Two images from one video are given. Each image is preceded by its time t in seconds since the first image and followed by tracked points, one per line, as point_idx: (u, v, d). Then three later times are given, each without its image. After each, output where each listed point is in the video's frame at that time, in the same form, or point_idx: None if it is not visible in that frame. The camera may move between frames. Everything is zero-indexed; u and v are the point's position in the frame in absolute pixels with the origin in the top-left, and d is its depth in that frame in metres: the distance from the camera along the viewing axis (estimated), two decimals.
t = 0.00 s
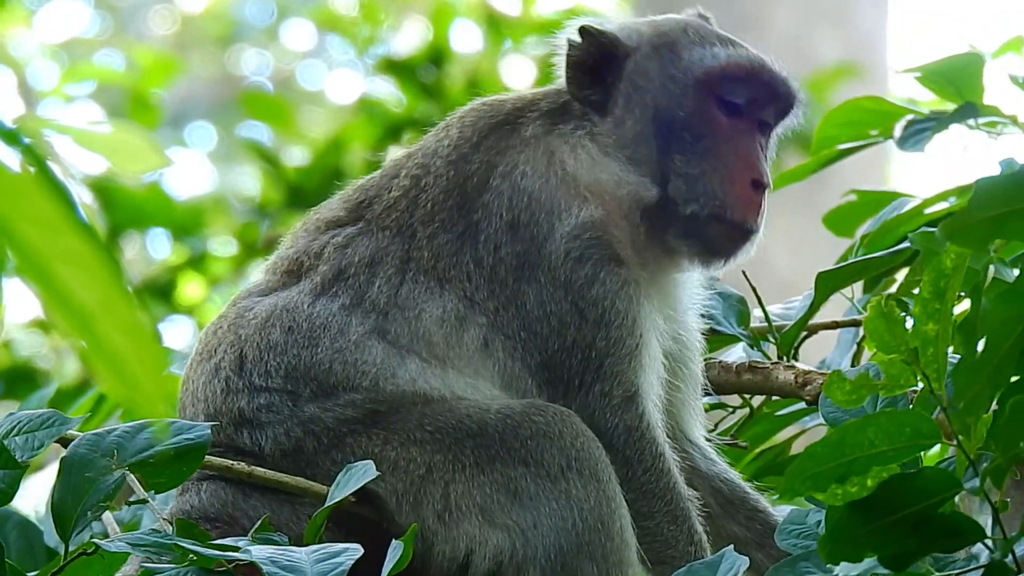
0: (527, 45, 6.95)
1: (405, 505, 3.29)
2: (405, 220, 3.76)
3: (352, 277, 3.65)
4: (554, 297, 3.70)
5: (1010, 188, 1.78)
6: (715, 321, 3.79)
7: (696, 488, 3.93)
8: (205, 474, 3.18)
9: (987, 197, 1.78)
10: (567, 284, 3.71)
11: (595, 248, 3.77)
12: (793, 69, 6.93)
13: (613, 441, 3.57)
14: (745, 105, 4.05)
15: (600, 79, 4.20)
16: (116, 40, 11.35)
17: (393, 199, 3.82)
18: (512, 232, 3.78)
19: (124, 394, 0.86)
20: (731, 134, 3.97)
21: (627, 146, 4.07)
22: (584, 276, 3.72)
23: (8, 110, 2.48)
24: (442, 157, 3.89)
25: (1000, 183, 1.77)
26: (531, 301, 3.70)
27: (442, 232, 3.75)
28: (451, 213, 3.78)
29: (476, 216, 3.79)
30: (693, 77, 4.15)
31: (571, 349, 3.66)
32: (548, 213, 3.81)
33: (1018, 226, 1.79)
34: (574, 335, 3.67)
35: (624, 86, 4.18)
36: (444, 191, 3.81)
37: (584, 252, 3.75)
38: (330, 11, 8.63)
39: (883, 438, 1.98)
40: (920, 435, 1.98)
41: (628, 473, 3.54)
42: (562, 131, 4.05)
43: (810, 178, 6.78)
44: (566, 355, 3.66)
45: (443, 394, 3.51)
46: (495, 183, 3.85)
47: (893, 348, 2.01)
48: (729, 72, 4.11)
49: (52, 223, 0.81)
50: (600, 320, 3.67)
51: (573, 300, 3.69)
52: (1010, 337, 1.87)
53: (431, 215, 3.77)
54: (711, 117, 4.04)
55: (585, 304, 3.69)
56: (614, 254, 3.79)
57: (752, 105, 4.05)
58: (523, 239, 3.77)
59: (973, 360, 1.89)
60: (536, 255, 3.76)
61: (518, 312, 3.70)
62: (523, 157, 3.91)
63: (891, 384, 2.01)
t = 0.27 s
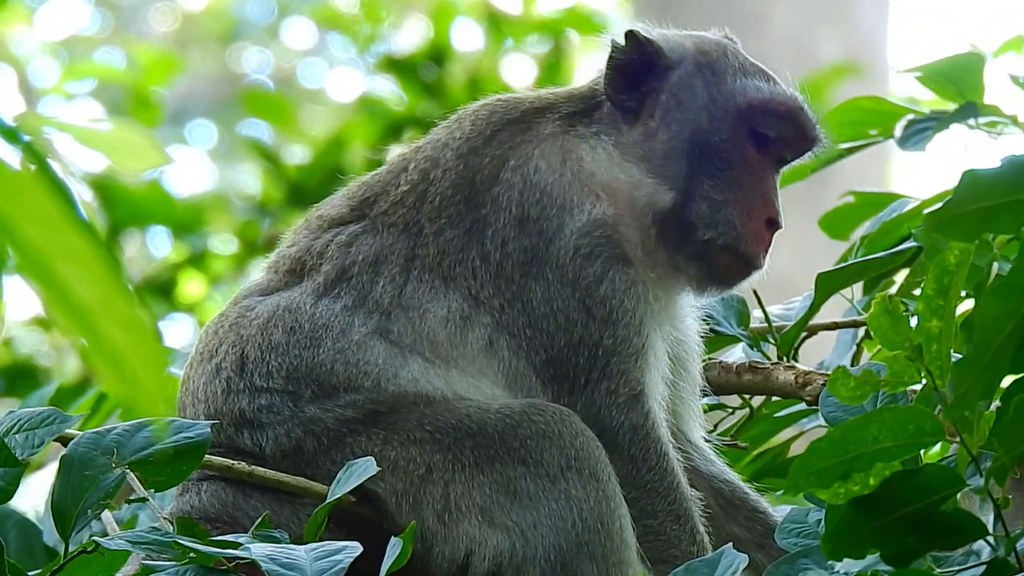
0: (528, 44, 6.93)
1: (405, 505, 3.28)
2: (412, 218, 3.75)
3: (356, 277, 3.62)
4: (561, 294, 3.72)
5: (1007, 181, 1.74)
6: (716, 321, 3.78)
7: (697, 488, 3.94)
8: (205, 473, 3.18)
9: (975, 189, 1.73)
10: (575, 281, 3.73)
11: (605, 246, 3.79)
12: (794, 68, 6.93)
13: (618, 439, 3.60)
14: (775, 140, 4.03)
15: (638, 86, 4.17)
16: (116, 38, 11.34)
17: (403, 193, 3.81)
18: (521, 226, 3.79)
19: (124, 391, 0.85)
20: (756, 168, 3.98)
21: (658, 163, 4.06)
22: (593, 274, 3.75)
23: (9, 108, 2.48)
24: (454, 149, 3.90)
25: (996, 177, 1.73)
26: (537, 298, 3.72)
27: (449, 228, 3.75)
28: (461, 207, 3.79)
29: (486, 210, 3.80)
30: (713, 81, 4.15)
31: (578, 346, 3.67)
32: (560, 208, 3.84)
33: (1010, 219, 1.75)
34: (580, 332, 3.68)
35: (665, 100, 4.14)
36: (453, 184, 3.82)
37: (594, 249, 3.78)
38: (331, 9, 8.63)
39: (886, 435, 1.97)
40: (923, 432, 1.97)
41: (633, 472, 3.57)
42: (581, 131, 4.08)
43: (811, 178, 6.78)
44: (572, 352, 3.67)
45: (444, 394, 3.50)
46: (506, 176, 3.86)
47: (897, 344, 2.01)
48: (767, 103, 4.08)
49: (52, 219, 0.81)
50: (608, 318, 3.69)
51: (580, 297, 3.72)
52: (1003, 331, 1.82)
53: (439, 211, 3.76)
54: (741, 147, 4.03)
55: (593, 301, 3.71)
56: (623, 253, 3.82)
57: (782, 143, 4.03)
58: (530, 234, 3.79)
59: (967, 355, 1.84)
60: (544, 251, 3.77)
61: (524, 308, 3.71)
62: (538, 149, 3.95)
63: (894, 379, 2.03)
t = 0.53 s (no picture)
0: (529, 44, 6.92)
1: (405, 505, 3.28)
2: (415, 216, 3.76)
3: (357, 277, 3.63)
4: (564, 292, 3.71)
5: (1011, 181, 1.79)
6: (716, 321, 3.80)
7: (697, 488, 3.94)
8: (205, 474, 3.18)
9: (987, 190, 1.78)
10: (579, 280, 3.72)
11: (610, 245, 3.78)
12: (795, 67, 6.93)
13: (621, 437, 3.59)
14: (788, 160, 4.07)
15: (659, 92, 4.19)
16: (117, 37, 11.34)
17: (405, 193, 3.82)
18: (524, 224, 3.79)
19: (126, 390, 0.86)
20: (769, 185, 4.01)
21: (676, 170, 4.08)
22: (597, 273, 3.73)
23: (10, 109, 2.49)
24: (455, 149, 3.91)
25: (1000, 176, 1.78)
26: (541, 297, 3.72)
27: (453, 226, 3.76)
28: (463, 207, 3.80)
29: (488, 209, 3.81)
30: (731, 87, 4.16)
31: (581, 344, 3.67)
32: (566, 207, 3.84)
33: (1017, 220, 1.80)
34: (583, 331, 3.68)
35: (688, 108, 4.15)
36: (457, 183, 3.83)
37: (599, 248, 3.77)
38: (331, 9, 8.63)
39: (887, 434, 1.97)
40: (925, 430, 1.96)
41: (636, 469, 3.56)
42: (587, 133, 4.09)
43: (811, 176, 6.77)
44: (575, 350, 3.67)
45: (445, 394, 3.49)
46: (511, 174, 3.87)
47: (899, 343, 2.02)
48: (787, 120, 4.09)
49: (53, 218, 0.82)
50: (612, 316, 3.68)
51: (584, 296, 3.70)
52: (1005, 336, 1.82)
53: (442, 210, 3.77)
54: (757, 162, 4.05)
55: (597, 300, 3.70)
56: (627, 253, 3.81)
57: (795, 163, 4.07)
58: (535, 231, 3.79)
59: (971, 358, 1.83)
60: (548, 249, 3.78)
61: (526, 307, 3.72)
62: (544, 148, 3.95)
63: (895, 379, 2.03)
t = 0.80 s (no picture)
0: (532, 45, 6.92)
1: (405, 509, 3.28)
2: (417, 218, 3.75)
3: (360, 279, 3.62)
4: (568, 293, 3.70)
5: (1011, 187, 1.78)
6: (716, 324, 3.79)
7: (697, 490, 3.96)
8: (206, 478, 3.18)
9: (988, 194, 1.78)
10: (583, 281, 3.71)
11: (615, 246, 3.77)
12: (798, 68, 6.92)
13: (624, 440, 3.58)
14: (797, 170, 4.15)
15: (679, 97, 4.19)
16: (121, 39, 11.35)
17: (408, 193, 3.82)
18: (529, 224, 3.79)
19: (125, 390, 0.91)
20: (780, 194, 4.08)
21: (679, 175, 4.09)
22: (601, 274, 3.72)
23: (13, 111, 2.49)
24: (456, 153, 3.92)
25: (1002, 182, 1.77)
26: (544, 298, 3.70)
27: (455, 228, 3.75)
28: (465, 208, 3.79)
29: (491, 211, 3.80)
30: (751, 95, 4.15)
31: (584, 346, 3.66)
32: (573, 204, 3.83)
33: (1020, 228, 1.79)
34: (587, 332, 3.67)
35: (710, 114, 4.16)
36: (459, 185, 3.82)
37: (603, 248, 3.76)
38: (334, 11, 8.62)
39: (889, 440, 1.96)
40: (926, 435, 1.95)
41: (637, 472, 3.55)
42: (594, 134, 4.09)
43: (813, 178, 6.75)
44: (579, 352, 3.66)
45: (445, 397, 3.47)
46: (515, 174, 3.88)
47: (900, 350, 2.01)
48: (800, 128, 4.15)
49: (55, 223, 0.86)
50: (615, 318, 3.67)
51: (588, 296, 3.69)
52: (1004, 344, 1.82)
53: (444, 212, 3.77)
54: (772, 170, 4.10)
55: (601, 301, 3.69)
56: (631, 255, 3.79)
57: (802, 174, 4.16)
58: (539, 231, 3.78)
59: (974, 361, 1.84)
60: (552, 250, 3.77)
61: (530, 308, 3.71)
62: (550, 149, 3.96)
63: (896, 385, 2.03)
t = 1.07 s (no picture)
0: (534, 49, 6.92)
1: (406, 512, 3.28)
2: (422, 219, 3.74)
3: (363, 282, 3.61)
4: (574, 294, 3.70)
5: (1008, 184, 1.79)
6: (717, 327, 3.79)
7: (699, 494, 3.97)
8: (208, 479, 3.18)
9: (971, 195, 1.79)
10: (589, 281, 3.71)
11: (623, 245, 3.77)
12: (799, 71, 6.91)
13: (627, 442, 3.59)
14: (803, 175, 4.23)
15: (691, 99, 4.22)
16: (122, 41, 11.35)
17: (412, 195, 3.79)
18: (535, 224, 3.79)
19: (124, 388, 0.93)
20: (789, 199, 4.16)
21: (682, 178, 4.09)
22: (607, 274, 3.72)
23: (15, 113, 2.49)
24: (462, 151, 3.90)
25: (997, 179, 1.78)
26: (550, 298, 3.71)
27: (460, 229, 3.75)
28: (471, 206, 3.80)
29: (496, 211, 3.80)
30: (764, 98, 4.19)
31: (589, 347, 3.66)
32: (582, 202, 3.82)
33: (1013, 222, 1.81)
34: (592, 334, 3.67)
35: (727, 116, 4.19)
36: (464, 185, 3.82)
37: (612, 246, 3.75)
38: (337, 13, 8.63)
39: (888, 438, 1.97)
40: (926, 435, 1.97)
41: (641, 473, 3.56)
42: (600, 135, 4.08)
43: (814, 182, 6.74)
44: (584, 353, 3.66)
45: (448, 401, 3.47)
46: (522, 173, 3.86)
47: (900, 349, 2.02)
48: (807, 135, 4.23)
49: (55, 223, 0.87)
50: (620, 319, 3.67)
51: (594, 297, 3.69)
52: (1003, 330, 1.78)
53: (448, 213, 3.76)
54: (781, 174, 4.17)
55: (606, 303, 3.69)
56: (636, 255, 3.78)
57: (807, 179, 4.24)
58: (546, 231, 3.78)
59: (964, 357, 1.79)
60: (558, 249, 3.77)
61: (537, 307, 3.72)
62: (556, 149, 3.95)
63: (894, 384, 2.02)
